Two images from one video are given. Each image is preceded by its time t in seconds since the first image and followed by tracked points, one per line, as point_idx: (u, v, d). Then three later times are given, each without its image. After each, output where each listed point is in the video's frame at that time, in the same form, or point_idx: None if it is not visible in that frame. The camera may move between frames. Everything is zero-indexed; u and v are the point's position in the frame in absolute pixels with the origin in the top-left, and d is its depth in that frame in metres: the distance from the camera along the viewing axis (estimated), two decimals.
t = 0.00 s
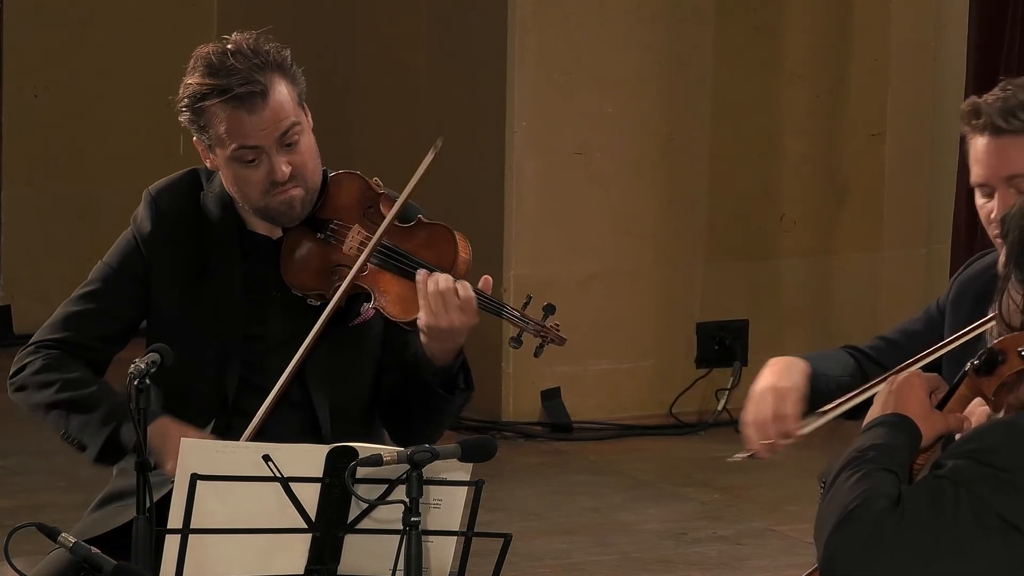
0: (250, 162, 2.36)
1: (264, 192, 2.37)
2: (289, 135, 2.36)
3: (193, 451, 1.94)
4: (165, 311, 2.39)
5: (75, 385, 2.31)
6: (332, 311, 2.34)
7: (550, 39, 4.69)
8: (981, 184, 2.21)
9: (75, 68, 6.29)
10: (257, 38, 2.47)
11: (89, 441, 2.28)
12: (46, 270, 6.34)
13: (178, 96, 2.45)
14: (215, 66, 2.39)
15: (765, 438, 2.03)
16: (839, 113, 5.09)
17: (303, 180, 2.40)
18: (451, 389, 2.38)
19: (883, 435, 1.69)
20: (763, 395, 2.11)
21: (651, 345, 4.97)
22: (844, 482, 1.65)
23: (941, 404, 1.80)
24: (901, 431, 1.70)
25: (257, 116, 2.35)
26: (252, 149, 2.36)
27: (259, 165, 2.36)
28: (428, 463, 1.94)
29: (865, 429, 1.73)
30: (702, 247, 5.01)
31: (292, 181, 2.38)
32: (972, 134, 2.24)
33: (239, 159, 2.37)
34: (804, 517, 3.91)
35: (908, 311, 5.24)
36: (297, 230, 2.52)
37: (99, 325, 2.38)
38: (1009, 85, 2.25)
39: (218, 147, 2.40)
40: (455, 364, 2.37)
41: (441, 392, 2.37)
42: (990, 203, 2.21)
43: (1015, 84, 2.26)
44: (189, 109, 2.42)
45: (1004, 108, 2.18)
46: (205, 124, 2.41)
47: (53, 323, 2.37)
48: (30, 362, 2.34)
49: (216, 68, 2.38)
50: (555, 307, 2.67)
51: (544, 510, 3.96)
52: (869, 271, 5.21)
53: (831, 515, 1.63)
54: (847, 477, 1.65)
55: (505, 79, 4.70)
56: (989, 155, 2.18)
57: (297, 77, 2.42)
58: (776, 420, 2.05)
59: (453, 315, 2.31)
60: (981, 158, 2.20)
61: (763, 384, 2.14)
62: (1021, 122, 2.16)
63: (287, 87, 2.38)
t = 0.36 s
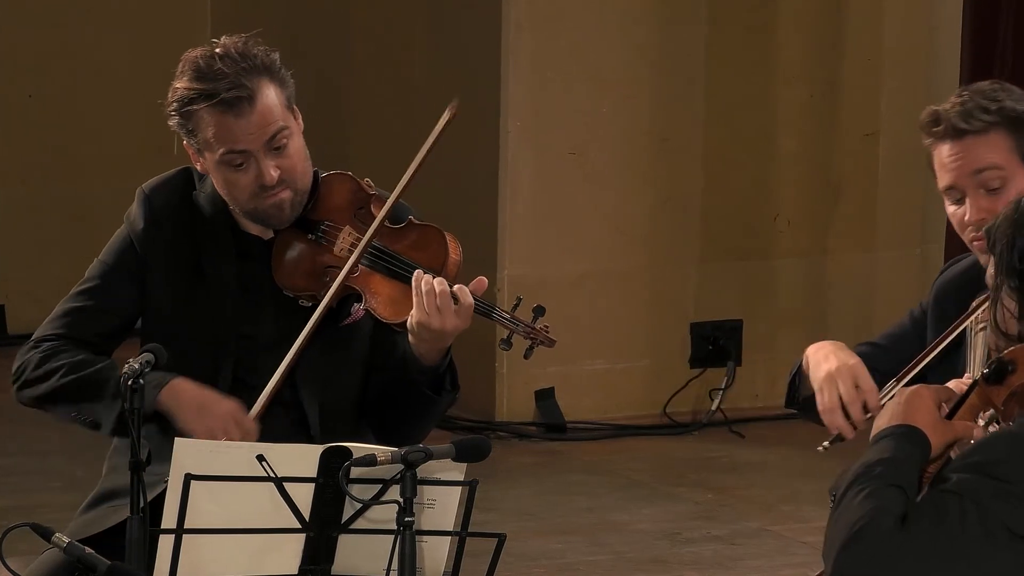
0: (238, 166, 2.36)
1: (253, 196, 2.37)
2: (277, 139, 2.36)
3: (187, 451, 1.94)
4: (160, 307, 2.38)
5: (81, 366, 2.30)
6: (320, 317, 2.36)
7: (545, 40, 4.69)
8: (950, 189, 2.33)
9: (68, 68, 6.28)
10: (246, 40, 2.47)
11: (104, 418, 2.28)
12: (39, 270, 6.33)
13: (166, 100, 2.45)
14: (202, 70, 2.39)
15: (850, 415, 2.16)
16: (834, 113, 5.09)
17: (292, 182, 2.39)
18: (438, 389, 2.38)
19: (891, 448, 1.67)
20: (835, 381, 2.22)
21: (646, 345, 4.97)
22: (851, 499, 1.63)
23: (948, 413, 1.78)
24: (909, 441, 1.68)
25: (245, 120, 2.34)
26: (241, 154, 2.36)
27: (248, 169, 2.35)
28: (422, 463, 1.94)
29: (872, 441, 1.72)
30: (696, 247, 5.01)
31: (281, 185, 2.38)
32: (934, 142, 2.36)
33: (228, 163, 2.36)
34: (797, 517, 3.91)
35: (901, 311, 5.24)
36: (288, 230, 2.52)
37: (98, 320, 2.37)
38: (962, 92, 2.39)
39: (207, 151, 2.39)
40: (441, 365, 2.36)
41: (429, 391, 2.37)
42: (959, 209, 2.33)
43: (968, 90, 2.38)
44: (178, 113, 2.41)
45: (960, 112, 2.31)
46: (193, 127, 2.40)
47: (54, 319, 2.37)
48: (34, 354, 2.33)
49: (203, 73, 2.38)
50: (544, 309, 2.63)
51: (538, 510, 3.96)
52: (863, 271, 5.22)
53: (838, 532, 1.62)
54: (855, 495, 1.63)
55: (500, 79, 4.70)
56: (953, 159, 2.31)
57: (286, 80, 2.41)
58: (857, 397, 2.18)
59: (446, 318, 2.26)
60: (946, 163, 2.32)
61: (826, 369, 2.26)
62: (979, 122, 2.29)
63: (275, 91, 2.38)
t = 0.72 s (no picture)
0: (230, 154, 2.35)
1: (244, 186, 2.36)
2: (269, 129, 2.35)
3: (180, 452, 1.93)
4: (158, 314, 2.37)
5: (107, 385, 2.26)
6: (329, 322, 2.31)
7: (539, 40, 4.69)
8: (927, 192, 2.33)
9: (61, 68, 6.26)
10: (245, 30, 2.47)
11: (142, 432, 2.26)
12: (34, 269, 6.32)
13: (163, 87, 2.44)
14: (199, 57, 2.39)
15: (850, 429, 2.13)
16: (828, 113, 5.09)
17: (283, 175, 2.38)
18: (436, 383, 2.38)
19: (901, 451, 1.71)
20: (832, 393, 2.18)
21: (640, 345, 4.96)
22: (861, 508, 1.70)
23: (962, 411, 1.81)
24: (922, 442, 1.72)
25: (237, 107, 2.34)
26: (232, 142, 2.35)
27: (239, 158, 2.35)
28: (416, 462, 1.93)
29: (886, 440, 1.76)
30: (690, 248, 5.01)
31: (272, 176, 2.37)
32: (909, 146, 2.36)
33: (220, 151, 2.36)
34: (792, 517, 3.91)
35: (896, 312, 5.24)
36: (280, 225, 2.52)
37: (105, 336, 2.33)
38: (933, 94, 2.39)
39: (200, 139, 2.39)
40: (441, 358, 2.36)
41: (427, 386, 2.37)
42: (940, 212, 2.33)
43: (939, 93, 2.38)
44: (173, 99, 2.41)
45: (932, 115, 2.32)
46: (187, 114, 2.40)
47: (64, 341, 2.33)
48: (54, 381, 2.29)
49: (200, 59, 2.37)
50: (545, 302, 2.63)
51: (533, 510, 3.95)
52: (857, 271, 5.22)
53: (848, 538, 1.69)
54: (864, 503, 1.69)
55: (494, 79, 4.69)
56: (929, 162, 2.31)
57: (282, 71, 2.40)
58: (856, 409, 2.15)
59: (449, 315, 2.25)
60: (923, 167, 2.32)
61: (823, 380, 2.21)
62: (952, 123, 2.29)
63: (270, 81, 2.37)
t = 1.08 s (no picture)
0: (233, 134, 2.36)
1: (241, 171, 2.36)
2: (275, 115, 2.36)
3: (173, 452, 1.93)
4: (146, 322, 2.37)
5: (65, 443, 2.29)
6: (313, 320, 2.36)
7: (532, 40, 4.69)
8: (915, 193, 2.33)
9: (55, 67, 6.25)
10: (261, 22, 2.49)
11: (76, 509, 2.25)
12: (28, 269, 6.31)
13: (173, 64, 2.45)
14: (215, 35, 2.40)
15: (773, 429, 2.18)
16: (821, 113, 5.09)
17: (279, 167, 2.39)
18: (423, 386, 2.38)
19: (900, 453, 1.68)
20: (764, 391, 2.25)
21: (633, 345, 4.96)
22: (862, 514, 1.65)
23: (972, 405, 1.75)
24: (923, 441, 1.68)
25: (247, 87, 2.35)
26: (237, 122, 2.36)
27: (241, 141, 2.36)
28: (410, 463, 1.93)
29: (889, 439, 1.73)
30: (684, 248, 5.01)
31: (268, 167, 2.38)
32: (898, 146, 2.36)
33: (221, 131, 2.36)
34: (786, 517, 3.90)
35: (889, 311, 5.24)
36: (269, 224, 2.51)
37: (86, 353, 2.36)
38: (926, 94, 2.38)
39: (204, 117, 2.39)
40: (426, 360, 2.36)
41: (414, 389, 2.36)
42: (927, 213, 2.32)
43: (932, 92, 2.37)
44: (182, 75, 2.42)
45: (919, 118, 2.31)
46: (194, 90, 2.41)
47: (45, 359, 2.36)
48: (26, 417, 2.32)
49: (216, 37, 2.39)
50: (526, 305, 2.59)
51: (526, 510, 3.95)
52: (850, 271, 5.22)
53: (848, 544, 1.65)
54: (865, 508, 1.65)
55: (487, 79, 4.69)
56: (916, 163, 2.31)
57: (293, 66, 2.42)
58: (779, 413, 2.20)
59: (430, 317, 2.27)
60: (910, 168, 2.32)
61: (759, 378, 2.28)
62: (938, 127, 2.28)
63: (281, 71, 2.39)
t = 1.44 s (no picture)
0: (222, 139, 2.36)
1: (232, 173, 2.35)
2: (264, 117, 2.36)
3: (168, 452, 1.92)
4: (137, 321, 2.37)
5: (40, 436, 2.28)
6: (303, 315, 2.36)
7: (526, 40, 4.69)
8: (888, 212, 2.32)
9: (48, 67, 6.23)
10: (246, 24, 2.49)
11: (42, 500, 2.24)
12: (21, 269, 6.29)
13: (160, 70, 2.45)
14: (201, 40, 2.40)
15: (734, 468, 2.19)
16: (815, 113, 5.09)
17: (271, 168, 2.38)
18: (418, 384, 2.38)
19: (894, 452, 1.68)
20: (727, 426, 2.26)
21: (627, 345, 4.96)
22: (853, 513, 1.65)
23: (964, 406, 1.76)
24: (918, 441, 1.68)
25: (234, 90, 2.34)
26: (226, 126, 2.35)
27: (230, 144, 2.35)
28: (404, 462, 1.92)
29: (884, 438, 1.72)
30: (677, 248, 5.01)
31: (260, 167, 2.37)
32: (868, 167, 2.36)
33: (211, 135, 2.36)
34: (781, 517, 3.90)
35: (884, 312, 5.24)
36: (262, 224, 2.49)
37: (75, 348, 2.36)
38: (891, 111, 2.37)
39: (193, 122, 2.39)
40: (420, 357, 2.36)
41: (409, 388, 2.36)
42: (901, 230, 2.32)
43: (897, 109, 2.36)
44: (169, 81, 2.42)
45: (883, 139, 2.30)
46: (182, 96, 2.41)
47: (29, 352, 2.36)
48: (4, 406, 2.31)
49: (201, 41, 2.39)
50: (519, 302, 2.60)
51: (520, 510, 3.95)
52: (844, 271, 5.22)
53: (839, 543, 1.64)
54: (857, 508, 1.65)
55: (481, 79, 4.69)
56: (886, 183, 2.30)
57: (279, 66, 2.42)
58: (740, 448, 2.21)
59: (422, 312, 2.27)
60: (881, 189, 2.32)
61: (721, 414, 2.29)
62: (903, 147, 2.28)
63: (268, 72, 2.39)
